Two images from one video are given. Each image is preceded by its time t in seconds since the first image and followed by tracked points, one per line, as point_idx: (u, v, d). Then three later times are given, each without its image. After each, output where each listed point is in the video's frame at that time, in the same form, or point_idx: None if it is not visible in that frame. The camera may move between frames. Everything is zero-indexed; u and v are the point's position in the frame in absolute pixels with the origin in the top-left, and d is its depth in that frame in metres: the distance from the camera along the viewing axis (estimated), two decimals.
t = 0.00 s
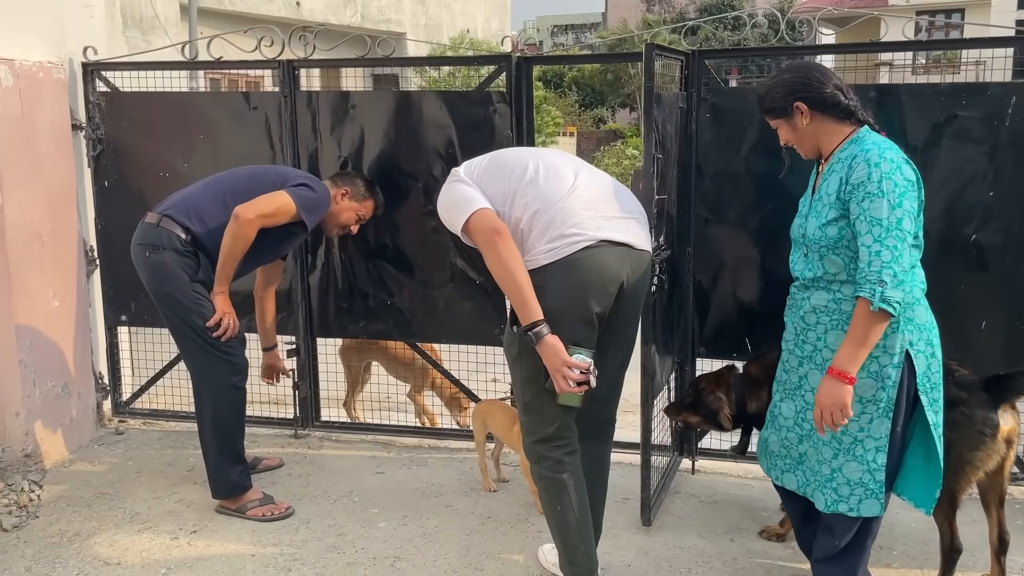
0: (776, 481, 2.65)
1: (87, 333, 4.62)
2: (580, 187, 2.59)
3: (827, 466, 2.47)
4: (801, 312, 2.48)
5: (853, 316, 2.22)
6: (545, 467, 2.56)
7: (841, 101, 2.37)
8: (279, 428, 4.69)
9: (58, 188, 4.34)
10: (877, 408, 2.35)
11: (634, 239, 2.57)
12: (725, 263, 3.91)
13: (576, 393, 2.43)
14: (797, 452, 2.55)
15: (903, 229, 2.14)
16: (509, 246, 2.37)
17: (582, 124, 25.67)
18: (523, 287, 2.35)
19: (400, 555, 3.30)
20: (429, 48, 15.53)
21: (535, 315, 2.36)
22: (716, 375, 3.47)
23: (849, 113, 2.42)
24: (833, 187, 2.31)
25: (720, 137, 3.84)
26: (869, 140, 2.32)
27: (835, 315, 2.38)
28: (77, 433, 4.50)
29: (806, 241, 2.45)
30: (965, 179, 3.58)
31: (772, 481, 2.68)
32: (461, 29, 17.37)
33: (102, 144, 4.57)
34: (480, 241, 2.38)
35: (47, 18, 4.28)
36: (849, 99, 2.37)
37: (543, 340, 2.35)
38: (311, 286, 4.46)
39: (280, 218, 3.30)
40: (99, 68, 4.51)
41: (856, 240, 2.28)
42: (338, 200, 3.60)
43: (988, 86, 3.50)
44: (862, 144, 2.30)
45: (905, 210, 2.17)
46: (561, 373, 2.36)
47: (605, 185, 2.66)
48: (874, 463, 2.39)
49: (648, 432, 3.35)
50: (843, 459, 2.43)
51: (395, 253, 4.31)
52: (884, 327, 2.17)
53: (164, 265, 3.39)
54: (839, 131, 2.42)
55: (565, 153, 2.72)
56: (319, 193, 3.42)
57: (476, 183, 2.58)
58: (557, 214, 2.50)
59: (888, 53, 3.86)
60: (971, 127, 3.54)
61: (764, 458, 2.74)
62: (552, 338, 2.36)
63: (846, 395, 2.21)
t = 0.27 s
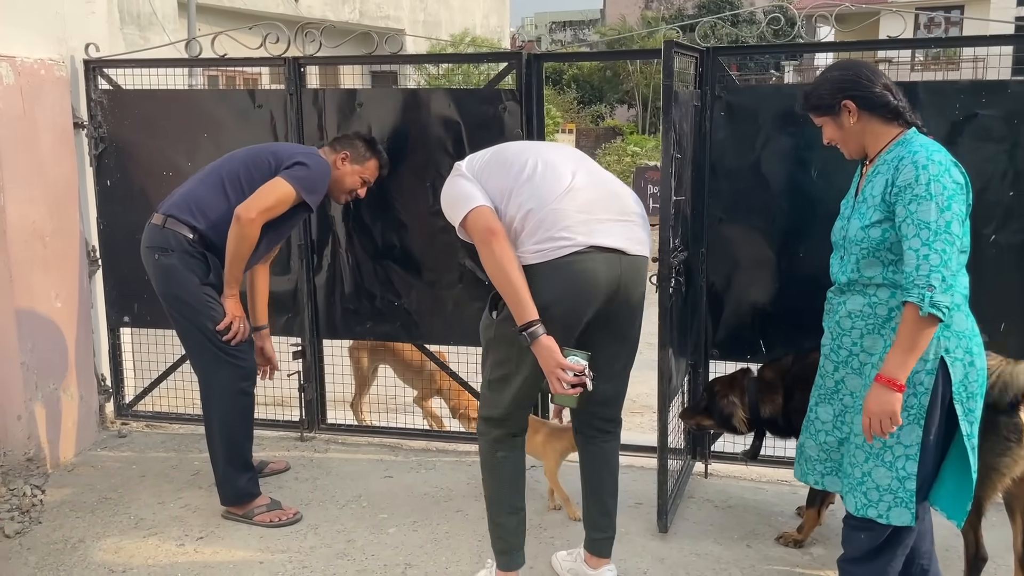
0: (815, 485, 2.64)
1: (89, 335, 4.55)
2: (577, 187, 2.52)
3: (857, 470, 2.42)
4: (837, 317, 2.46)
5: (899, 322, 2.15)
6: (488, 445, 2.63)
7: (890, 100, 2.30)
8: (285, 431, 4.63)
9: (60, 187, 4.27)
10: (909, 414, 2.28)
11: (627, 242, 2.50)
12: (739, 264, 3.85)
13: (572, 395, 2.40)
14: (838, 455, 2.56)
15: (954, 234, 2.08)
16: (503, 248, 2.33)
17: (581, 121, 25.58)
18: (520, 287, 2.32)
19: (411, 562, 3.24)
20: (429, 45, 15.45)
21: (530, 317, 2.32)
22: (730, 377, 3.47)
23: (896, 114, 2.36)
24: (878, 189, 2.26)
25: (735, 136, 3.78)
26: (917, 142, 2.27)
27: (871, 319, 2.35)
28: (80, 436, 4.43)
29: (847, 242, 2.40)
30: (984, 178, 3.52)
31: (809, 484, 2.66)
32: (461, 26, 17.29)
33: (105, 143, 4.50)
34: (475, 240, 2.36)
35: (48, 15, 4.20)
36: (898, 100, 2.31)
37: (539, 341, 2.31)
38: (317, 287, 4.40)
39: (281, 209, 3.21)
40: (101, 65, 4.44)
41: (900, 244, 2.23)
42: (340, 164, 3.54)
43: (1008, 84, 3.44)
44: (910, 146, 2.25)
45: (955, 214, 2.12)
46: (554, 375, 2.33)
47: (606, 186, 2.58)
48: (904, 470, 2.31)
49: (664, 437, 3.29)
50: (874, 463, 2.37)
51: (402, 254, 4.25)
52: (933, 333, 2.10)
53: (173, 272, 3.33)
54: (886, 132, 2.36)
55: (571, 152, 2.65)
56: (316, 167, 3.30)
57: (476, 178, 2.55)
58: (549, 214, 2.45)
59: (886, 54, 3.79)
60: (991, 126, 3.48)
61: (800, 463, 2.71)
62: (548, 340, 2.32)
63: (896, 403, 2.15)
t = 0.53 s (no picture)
0: (844, 478, 2.61)
1: (89, 335, 4.50)
2: (537, 214, 2.49)
3: (885, 464, 2.38)
4: (876, 313, 2.42)
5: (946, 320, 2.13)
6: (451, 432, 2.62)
7: (935, 95, 2.28)
8: (287, 432, 4.59)
9: (60, 186, 4.22)
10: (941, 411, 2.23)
11: (571, 286, 2.48)
12: (746, 263, 3.82)
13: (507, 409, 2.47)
14: (866, 449, 2.50)
15: (995, 228, 2.06)
16: (445, 263, 2.46)
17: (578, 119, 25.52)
18: (456, 303, 2.48)
19: (418, 565, 3.20)
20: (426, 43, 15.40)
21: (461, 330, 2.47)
22: (740, 379, 3.54)
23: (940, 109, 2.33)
24: (917, 183, 2.23)
25: (743, 133, 3.75)
26: (958, 135, 2.23)
27: (909, 317, 2.31)
28: (80, 437, 4.39)
29: (887, 238, 2.37)
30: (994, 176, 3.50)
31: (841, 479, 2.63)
32: (458, 23, 17.22)
33: (105, 141, 4.46)
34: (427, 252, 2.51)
35: (47, 12, 4.15)
36: (942, 95, 2.28)
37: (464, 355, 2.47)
38: (320, 287, 4.36)
39: (275, 188, 3.15)
40: (100, 62, 4.39)
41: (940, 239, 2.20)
42: (325, 115, 3.42)
43: (1019, 81, 3.41)
44: (949, 140, 2.22)
45: (996, 208, 2.09)
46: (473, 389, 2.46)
47: (573, 214, 2.51)
48: (933, 467, 2.27)
49: (673, 437, 3.26)
50: (902, 459, 2.33)
51: (406, 252, 4.21)
52: (981, 329, 2.08)
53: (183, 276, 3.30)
54: (929, 127, 2.32)
55: (559, 155, 2.54)
56: (294, 132, 3.18)
57: (456, 166, 2.55)
58: (498, 244, 2.48)
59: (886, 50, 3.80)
60: (1001, 123, 3.45)
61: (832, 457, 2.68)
62: (472, 352, 2.47)
63: (954, 404, 2.12)
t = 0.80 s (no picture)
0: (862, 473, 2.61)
1: (85, 333, 4.48)
2: (512, 217, 2.38)
3: (897, 461, 2.39)
4: (889, 307, 2.42)
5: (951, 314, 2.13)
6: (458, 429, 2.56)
7: (955, 89, 2.25)
8: (284, 430, 4.58)
9: (56, 184, 4.20)
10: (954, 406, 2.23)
11: (528, 298, 2.36)
12: (744, 260, 3.83)
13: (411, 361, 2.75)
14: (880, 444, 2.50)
15: (1006, 222, 2.05)
16: (424, 225, 2.54)
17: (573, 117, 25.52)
18: (421, 264, 2.61)
19: (417, 563, 3.20)
20: (421, 41, 15.39)
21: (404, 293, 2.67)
22: (741, 373, 3.53)
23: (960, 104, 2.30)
24: (932, 176, 2.24)
25: (741, 131, 3.75)
26: (976, 130, 2.21)
27: (920, 310, 2.31)
28: (76, 436, 4.37)
29: (901, 232, 2.37)
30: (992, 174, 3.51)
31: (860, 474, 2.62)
32: (453, 21, 17.20)
33: (100, 138, 4.44)
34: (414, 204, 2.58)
35: (42, 9, 4.13)
36: (963, 89, 2.26)
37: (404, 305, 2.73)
38: (317, 285, 4.35)
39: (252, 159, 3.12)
40: (96, 60, 4.37)
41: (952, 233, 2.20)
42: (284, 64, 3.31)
43: (1017, 78, 3.42)
44: (965, 135, 2.21)
45: (1008, 202, 2.08)
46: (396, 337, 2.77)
47: (548, 225, 2.36)
48: (945, 463, 2.28)
49: (672, 435, 3.27)
50: (914, 455, 2.34)
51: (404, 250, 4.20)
52: (987, 324, 2.08)
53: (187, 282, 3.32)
54: (948, 122, 2.30)
55: (557, 156, 2.35)
56: (252, 95, 3.11)
57: (471, 142, 2.53)
58: (473, 238, 2.44)
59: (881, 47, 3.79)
60: (999, 121, 3.46)
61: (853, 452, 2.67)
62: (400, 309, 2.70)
63: (953, 397, 2.12)
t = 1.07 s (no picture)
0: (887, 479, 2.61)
1: (78, 333, 4.47)
2: (549, 218, 2.38)
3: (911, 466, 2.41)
4: (892, 307, 2.47)
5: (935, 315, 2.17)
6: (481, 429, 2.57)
7: (977, 86, 2.26)
8: (278, 430, 4.57)
9: (47, 183, 4.18)
10: (957, 411, 2.26)
11: (542, 297, 2.35)
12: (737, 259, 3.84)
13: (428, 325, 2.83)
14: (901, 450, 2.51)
15: (1000, 225, 2.08)
16: (480, 198, 2.59)
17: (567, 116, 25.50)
18: (473, 237, 2.65)
19: (411, 563, 3.20)
20: (414, 39, 15.37)
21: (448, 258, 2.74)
22: (740, 372, 3.57)
23: (981, 101, 2.30)
24: (937, 176, 2.29)
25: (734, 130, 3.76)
26: (992, 130, 2.22)
27: (920, 311, 2.35)
28: (68, 436, 4.35)
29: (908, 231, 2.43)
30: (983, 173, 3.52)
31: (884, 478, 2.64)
32: (446, 20, 17.19)
33: (92, 137, 4.42)
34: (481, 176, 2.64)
35: (33, 7, 4.11)
36: (984, 86, 2.26)
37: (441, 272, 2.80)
38: (310, 284, 4.34)
39: (208, 139, 3.13)
40: (87, 58, 4.35)
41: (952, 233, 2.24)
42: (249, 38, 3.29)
43: (1008, 78, 3.43)
44: (977, 135, 2.22)
45: (1007, 206, 2.10)
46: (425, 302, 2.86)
47: (583, 232, 2.33)
48: (954, 468, 2.29)
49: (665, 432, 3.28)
50: (925, 461, 2.35)
51: (398, 250, 4.20)
52: (967, 325, 2.10)
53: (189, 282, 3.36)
54: (967, 119, 2.30)
55: (613, 172, 2.34)
56: (209, 74, 3.16)
57: (545, 147, 2.58)
58: (509, 233, 2.46)
59: (873, 45, 3.80)
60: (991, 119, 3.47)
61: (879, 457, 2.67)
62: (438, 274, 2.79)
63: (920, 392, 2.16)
